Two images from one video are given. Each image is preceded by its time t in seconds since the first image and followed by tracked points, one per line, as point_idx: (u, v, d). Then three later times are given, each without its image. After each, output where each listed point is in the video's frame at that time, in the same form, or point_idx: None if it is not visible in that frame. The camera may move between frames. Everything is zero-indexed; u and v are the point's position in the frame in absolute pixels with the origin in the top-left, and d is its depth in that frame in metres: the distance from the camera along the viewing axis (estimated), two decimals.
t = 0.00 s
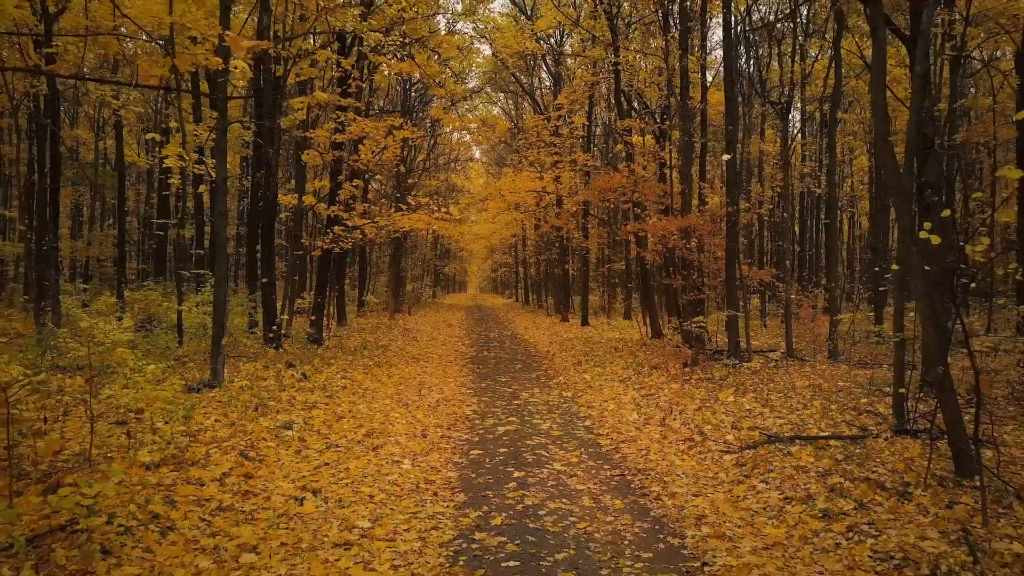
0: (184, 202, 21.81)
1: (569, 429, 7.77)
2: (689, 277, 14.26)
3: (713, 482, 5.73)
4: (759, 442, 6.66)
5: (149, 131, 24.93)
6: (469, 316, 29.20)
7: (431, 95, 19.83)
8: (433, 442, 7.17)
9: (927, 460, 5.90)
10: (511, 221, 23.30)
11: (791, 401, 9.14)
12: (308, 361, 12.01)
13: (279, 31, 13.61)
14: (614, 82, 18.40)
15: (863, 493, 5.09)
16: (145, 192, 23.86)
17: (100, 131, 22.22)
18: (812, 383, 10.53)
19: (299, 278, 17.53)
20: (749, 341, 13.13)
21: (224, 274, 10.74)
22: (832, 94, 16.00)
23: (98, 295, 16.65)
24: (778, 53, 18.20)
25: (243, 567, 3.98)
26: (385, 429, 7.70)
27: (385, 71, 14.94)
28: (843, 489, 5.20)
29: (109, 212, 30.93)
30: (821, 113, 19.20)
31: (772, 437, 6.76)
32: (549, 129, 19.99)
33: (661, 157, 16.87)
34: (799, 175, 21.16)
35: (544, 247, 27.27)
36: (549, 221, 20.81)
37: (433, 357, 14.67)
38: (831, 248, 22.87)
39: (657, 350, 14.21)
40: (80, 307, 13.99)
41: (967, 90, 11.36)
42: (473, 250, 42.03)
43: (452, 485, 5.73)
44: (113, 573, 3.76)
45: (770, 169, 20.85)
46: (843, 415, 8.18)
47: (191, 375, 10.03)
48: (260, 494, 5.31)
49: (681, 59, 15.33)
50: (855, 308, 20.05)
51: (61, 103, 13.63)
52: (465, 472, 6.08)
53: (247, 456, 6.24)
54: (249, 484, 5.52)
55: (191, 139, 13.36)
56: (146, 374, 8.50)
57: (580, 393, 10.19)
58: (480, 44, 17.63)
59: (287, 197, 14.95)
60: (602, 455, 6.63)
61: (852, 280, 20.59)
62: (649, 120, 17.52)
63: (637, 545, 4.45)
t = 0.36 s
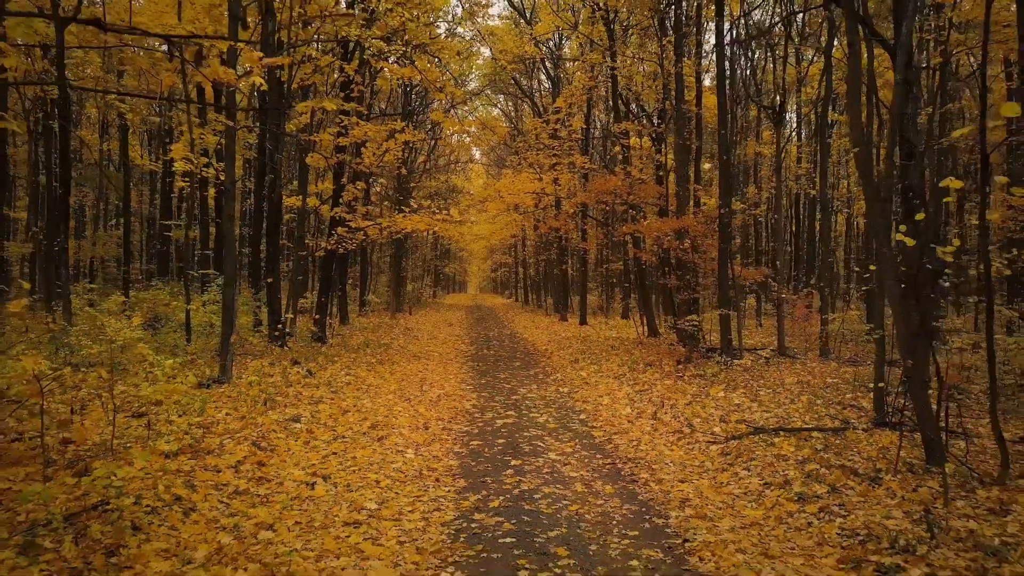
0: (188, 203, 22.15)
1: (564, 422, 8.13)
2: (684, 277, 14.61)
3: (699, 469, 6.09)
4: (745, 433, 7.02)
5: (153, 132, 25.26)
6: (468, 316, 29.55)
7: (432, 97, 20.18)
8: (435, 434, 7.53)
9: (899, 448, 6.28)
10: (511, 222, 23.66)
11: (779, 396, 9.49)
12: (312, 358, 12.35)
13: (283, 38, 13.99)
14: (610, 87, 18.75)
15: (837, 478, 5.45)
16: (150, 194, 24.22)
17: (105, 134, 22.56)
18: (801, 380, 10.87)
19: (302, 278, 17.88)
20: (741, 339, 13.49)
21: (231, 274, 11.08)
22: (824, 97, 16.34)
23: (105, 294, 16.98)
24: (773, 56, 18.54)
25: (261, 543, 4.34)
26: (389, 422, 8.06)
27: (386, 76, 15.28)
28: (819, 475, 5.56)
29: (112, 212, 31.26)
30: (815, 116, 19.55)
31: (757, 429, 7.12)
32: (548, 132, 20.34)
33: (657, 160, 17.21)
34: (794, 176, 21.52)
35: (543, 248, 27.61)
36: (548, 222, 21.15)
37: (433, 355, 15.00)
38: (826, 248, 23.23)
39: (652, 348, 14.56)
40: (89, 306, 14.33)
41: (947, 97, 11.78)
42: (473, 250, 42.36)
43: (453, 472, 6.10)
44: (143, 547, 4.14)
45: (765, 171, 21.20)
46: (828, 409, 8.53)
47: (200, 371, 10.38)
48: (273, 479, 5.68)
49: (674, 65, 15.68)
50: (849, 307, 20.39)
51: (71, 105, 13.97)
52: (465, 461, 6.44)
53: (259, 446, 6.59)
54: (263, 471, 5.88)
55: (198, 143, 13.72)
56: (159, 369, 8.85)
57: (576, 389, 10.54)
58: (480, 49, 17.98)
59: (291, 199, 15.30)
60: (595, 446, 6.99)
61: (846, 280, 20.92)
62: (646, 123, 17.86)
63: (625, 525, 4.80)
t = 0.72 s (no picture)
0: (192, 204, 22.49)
1: (559, 416, 8.49)
2: (678, 277, 14.97)
3: (685, 459, 6.45)
4: (731, 425, 7.39)
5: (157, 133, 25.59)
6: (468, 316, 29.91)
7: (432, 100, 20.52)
8: (436, 427, 7.90)
9: (874, 439, 6.66)
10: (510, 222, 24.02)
11: (767, 392, 9.86)
12: (316, 356, 12.71)
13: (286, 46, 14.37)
14: (607, 90, 19.10)
15: (813, 465, 5.82)
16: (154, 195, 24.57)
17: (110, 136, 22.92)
18: (790, 376, 11.23)
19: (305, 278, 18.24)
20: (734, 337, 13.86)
21: (238, 274, 11.43)
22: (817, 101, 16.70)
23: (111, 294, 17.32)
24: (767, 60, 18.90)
25: (276, 522, 4.72)
26: (392, 416, 8.42)
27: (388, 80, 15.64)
28: (797, 463, 5.94)
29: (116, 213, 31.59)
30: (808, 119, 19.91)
31: (742, 422, 7.48)
32: (546, 134, 20.68)
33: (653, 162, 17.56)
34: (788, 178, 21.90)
35: (542, 248, 27.97)
36: (547, 223, 21.50)
37: (433, 353, 15.34)
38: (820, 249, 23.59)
39: (647, 347, 14.92)
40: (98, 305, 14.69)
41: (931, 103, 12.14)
42: (472, 251, 42.72)
43: (454, 461, 6.46)
44: (169, 526, 4.51)
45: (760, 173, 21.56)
46: (813, 403, 8.90)
47: (209, 367, 10.75)
48: (285, 467, 6.05)
49: (669, 70, 16.04)
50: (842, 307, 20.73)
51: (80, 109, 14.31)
52: (465, 451, 6.80)
53: (270, 437, 6.97)
54: (274, 459, 6.26)
55: (204, 146, 14.08)
56: (171, 366, 9.20)
57: (572, 385, 10.90)
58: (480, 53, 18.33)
59: (294, 201, 15.65)
60: (589, 438, 7.35)
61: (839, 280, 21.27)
62: (642, 126, 18.22)
63: (613, 508, 5.16)
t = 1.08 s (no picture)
0: (196, 205, 22.81)
1: (556, 410, 8.83)
2: (673, 277, 15.32)
3: (676, 449, 6.77)
4: (720, 419, 7.71)
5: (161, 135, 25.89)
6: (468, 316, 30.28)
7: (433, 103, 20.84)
8: (437, 420, 8.23)
9: (854, 431, 7.01)
10: (509, 223, 24.36)
11: (756, 387, 10.20)
12: (320, 354, 13.04)
13: (290, 52, 14.72)
14: (605, 94, 19.42)
15: (794, 455, 6.15)
16: (157, 196, 24.86)
17: (115, 137, 23.23)
18: (780, 373, 11.56)
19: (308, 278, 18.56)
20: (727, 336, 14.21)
21: (244, 273, 11.76)
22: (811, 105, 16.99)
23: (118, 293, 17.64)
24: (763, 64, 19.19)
25: (289, 506, 5.06)
26: (396, 410, 8.77)
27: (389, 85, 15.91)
28: (779, 453, 6.25)
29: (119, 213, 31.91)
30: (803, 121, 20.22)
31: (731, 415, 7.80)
32: (545, 137, 21.01)
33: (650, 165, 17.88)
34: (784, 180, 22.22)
35: (541, 249, 28.29)
36: (545, 224, 21.83)
37: (434, 351, 15.67)
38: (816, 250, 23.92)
39: (643, 345, 15.27)
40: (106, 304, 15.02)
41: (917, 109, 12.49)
42: (472, 251, 43.08)
43: (454, 451, 6.80)
44: (189, 508, 4.84)
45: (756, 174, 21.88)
46: (800, 398, 9.22)
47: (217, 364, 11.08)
48: (294, 457, 6.38)
49: (665, 74, 16.37)
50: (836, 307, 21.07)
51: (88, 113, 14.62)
52: (465, 442, 7.14)
53: (279, 429, 7.31)
54: (284, 450, 6.59)
55: (210, 149, 14.39)
56: (181, 363, 9.52)
57: (568, 382, 11.23)
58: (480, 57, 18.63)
59: (298, 203, 15.96)
60: (583, 430, 7.68)
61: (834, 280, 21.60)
62: (639, 128, 18.53)
63: (604, 493, 5.48)
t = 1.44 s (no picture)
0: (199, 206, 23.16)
1: (552, 405, 9.19)
2: (668, 277, 15.68)
3: (665, 441, 7.13)
4: (708, 412, 8.08)
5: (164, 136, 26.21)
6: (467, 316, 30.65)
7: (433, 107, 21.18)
8: (439, 414, 8.59)
9: (834, 423, 7.38)
10: (508, 224, 24.72)
11: (746, 383, 10.58)
12: (324, 352, 13.41)
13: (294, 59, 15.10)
14: (602, 98, 19.78)
15: (776, 446, 6.52)
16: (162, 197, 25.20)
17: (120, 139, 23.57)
18: (770, 370, 11.94)
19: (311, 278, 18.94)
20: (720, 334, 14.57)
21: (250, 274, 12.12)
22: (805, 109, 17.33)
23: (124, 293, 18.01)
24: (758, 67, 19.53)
25: (301, 490, 5.43)
26: (399, 405, 9.14)
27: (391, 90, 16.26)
28: (762, 444, 6.62)
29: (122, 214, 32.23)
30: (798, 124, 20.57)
31: (718, 409, 8.17)
32: (543, 139, 21.36)
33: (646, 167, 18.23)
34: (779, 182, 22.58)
35: (540, 250, 28.66)
36: (544, 225, 22.19)
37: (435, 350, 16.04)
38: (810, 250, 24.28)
39: (638, 343, 15.65)
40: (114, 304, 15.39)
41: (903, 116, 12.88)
42: (472, 252, 43.47)
43: (455, 442, 7.17)
44: (209, 492, 5.21)
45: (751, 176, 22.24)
46: (787, 393, 9.60)
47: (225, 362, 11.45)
48: (304, 447, 6.75)
49: (661, 79, 16.72)
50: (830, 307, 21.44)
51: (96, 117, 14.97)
52: (465, 434, 7.51)
53: (288, 422, 7.68)
54: (294, 441, 6.96)
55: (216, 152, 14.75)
56: (191, 360, 9.88)
57: (564, 379, 11.59)
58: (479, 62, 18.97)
59: (302, 205, 16.32)
60: (578, 424, 8.05)
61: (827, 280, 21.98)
62: (635, 132, 18.88)
63: (596, 480, 5.85)
